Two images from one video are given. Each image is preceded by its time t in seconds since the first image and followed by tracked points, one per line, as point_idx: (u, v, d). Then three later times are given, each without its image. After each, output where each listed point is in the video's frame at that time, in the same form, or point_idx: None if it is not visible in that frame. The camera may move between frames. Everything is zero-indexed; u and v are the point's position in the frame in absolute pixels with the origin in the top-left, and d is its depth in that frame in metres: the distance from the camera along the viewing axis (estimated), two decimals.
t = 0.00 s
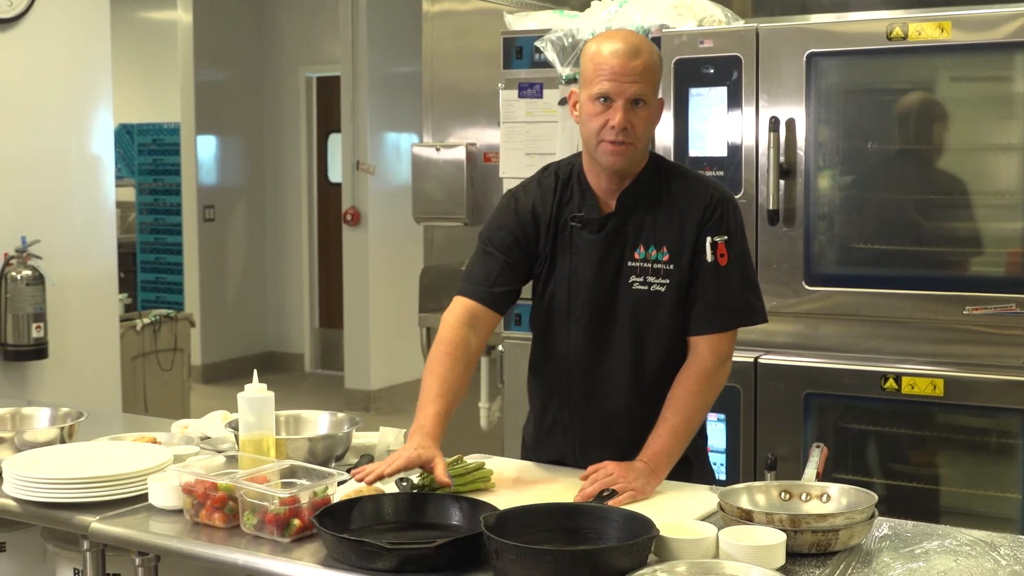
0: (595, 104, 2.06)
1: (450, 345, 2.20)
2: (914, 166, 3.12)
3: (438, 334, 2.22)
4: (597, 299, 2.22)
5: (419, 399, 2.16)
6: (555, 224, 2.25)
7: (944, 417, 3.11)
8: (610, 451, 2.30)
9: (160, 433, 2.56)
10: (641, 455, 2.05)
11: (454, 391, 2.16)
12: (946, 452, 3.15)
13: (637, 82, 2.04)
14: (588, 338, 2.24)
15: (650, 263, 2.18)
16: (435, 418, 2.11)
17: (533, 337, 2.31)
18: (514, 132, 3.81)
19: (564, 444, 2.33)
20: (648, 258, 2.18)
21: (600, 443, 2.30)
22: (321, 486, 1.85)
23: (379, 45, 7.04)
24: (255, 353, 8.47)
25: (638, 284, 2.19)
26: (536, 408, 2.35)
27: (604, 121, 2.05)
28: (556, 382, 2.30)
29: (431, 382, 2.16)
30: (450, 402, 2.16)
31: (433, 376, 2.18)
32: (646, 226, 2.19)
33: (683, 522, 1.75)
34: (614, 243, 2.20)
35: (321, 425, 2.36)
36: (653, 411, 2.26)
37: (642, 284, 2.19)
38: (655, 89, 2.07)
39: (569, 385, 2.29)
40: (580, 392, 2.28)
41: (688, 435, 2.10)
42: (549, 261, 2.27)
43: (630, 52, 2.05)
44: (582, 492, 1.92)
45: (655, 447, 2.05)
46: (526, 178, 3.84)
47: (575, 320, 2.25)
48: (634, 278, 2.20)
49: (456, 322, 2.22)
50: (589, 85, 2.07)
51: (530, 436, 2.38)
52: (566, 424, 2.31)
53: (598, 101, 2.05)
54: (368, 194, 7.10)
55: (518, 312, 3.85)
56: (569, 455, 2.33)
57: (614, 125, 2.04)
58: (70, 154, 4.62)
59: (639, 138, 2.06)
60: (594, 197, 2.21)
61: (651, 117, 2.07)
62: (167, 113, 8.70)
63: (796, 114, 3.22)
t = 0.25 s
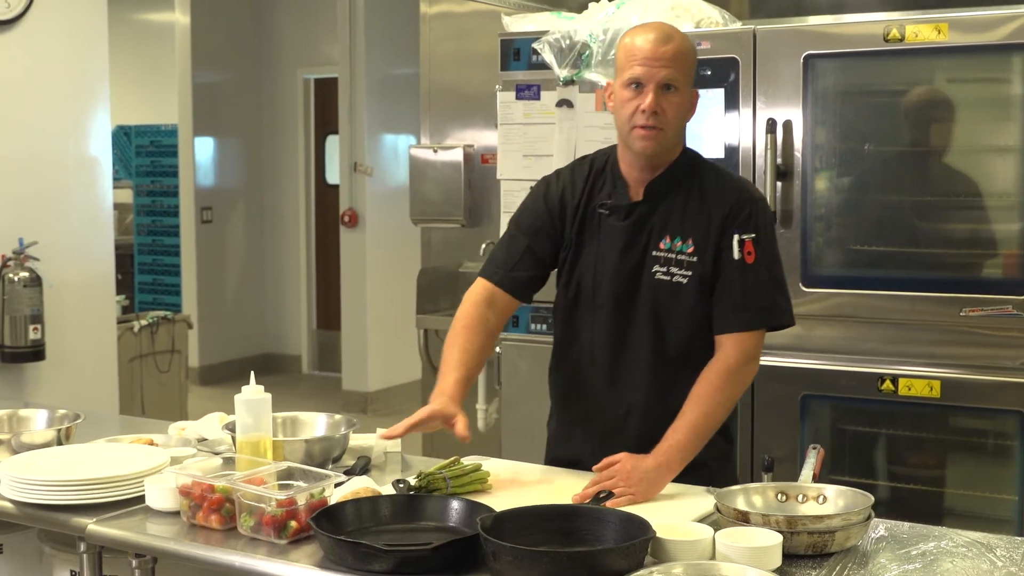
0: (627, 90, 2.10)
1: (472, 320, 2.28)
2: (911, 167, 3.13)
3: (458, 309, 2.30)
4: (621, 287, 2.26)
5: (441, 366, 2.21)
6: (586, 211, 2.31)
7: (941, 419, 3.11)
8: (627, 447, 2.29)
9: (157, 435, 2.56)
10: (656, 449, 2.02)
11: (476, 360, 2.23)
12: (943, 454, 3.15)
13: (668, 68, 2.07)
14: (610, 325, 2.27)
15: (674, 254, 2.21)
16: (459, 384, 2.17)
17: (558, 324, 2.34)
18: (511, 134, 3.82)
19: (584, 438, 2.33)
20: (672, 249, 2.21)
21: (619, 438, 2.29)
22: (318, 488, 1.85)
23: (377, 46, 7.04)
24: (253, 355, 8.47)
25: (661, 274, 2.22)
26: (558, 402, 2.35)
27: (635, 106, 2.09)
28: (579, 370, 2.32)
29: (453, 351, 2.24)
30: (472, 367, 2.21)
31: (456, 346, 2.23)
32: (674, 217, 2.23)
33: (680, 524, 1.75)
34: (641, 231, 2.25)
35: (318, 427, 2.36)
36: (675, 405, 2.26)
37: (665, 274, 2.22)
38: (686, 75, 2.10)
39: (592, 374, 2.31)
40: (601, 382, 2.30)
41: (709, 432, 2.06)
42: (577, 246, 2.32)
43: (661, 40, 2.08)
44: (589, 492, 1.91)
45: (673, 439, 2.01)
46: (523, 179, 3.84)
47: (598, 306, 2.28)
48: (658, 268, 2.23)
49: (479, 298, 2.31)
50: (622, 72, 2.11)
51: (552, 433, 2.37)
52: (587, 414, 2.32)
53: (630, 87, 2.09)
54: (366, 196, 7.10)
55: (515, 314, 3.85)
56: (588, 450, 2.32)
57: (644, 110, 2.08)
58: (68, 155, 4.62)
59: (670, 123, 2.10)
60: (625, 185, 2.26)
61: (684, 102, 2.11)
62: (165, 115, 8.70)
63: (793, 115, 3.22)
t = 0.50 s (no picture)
0: (641, 89, 2.11)
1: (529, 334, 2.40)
2: (903, 170, 3.14)
3: (511, 325, 2.42)
4: (644, 277, 2.26)
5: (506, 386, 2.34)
6: (611, 200, 2.31)
7: (933, 422, 3.12)
8: (643, 437, 2.29)
9: (149, 436, 2.55)
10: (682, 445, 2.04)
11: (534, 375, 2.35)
12: (935, 456, 3.16)
13: (675, 67, 2.05)
14: (632, 315, 2.26)
15: (699, 245, 2.21)
16: (522, 399, 2.29)
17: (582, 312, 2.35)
18: (504, 136, 3.83)
19: (608, 426, 2.34)
20: (698, 241, 2.21)
21: (641, 429, 2.29)
22: (309, 490, 1.85)
23: (370, 48, 7.05)
24: (246, 356, 8.46)
25: (685, 265, 2.22)
26: (582, 389, 2.36)
27: (647, 105, 2.10)
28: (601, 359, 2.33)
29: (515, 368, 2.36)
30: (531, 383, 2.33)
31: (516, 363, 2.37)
32: (701, 209, 2.22)
33: (671, 526, 1.75)
34: (665, 221, 2.25)
35: (310, 429, 2.36)
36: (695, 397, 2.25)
37: (689, 266, 2.21)
38: (699, 72, 2.07)
39: (613, 363, 2.31)
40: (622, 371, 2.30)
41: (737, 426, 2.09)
42: (601, 235, 2.32)
43: (670, 38, 2.07)
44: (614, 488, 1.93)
45: (702, 433, 2.04)
46: (515, 181, 3.84)
47: (621, 296, 2.29)
48: (681, 259, 2.22)
49: (528, 311, 2.41)
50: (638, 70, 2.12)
51: (575, 422, 2.38)
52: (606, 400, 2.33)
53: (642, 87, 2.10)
54: (359, 197, 7.10)
55: (508, 316, 3.85)
56: (610, 437, 2.34)
57: (654, 110, 2.08)
58: (60, 156, 4.61)
59: (682, 120, 2.10)
60: (651, 176, 2.27)
61: (698, 99, 2.08)
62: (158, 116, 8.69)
63: (786, 117, 3.22)
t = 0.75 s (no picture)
0: (635, 96, 2.16)
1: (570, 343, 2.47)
2: (897, 172, 3.15)
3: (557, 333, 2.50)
4: (645, 276, 2.29)
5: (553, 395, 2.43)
6: (618, 203, 2.37)
7: (926, 424, 3.13)
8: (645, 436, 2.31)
9: (142, 436, 2.55)
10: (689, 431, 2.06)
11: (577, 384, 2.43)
12: (928, 457, 3.16)
13: (662, 73, 2.10)
14: (633, 314, 2.30)
15: (697, 245, 2.23)
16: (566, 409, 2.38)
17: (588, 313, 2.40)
18: (498, 137, 3.84)
19: (614, 426, 2.37)
20: (696, 240, 2.24)
21: (645, 428, 2.31)
22: (302, 490, 1.85)
23: (365, 49, 7.04)
24: (239, 356, 8.46)
25: (683, 265, 2.24)
26: (589, 390, 2.40)
27: (639, 111, 2.15)
28: (605, 358, 2.37)
29: (560, 380, 2.44)
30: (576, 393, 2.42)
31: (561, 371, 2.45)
32: (701, 209, 2.25)
33: (664, 527, 1.75)
34: (666, 221, 2.28)
35: (303, 429, 2.35)
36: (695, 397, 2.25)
37: (687, 265, 2.24)
38: (689, 77, 2.11)
39: (617, 362, 2.34)
40: (625, 370, 2.33)
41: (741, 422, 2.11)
42: (606, 237, 2.38)
43: (660, 45, 2.12)
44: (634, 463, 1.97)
45: (708, 421, 2.06)
46: (510, 182, 3.85)
47: (623, 295, 2.33)
48: (680, 258, 2.25)
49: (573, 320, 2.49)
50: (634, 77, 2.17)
51: (585, 423, 2.42)
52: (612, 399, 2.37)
53: (636, 93, 2.16)
54: (353, 198, 7.10)
55: (502, 317, 3.85)
56: (615, 436, 2.37)
57: (645, 115, 2.13)
58: (53, 156, 4.61)
59: (674, 126, 2.14)
60: (656, 178, 2.32)
61: (689, 104, 2.12)
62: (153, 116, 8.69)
63: (779, 120, 3.22)
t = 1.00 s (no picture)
0: (640, 97, 2.16)
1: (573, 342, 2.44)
2: (891, 170, 3.15)
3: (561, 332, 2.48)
4: (643, 274, 2.31)
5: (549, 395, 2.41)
6: (618, 201, 2.38)
7: (921, 422, 3.13)
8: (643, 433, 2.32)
9: (137, 434, 2.54)
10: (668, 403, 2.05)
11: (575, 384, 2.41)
12: (923, 455, 3.17)
13: (670, 77, 2.10)
14: (631, 310, 2.31)
15: (693, 241, 2.24)
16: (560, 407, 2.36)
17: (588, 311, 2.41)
18: (493, 134, 3.84)
19: (613, 423, 2.37)
20: (692, 236, 2.25)
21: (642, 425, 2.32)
22: (297, 487, 1.85)
23: (360, 47, 7.04)
24: (234, 354, 8.45)
25: (679, 261, 2.25)
26: (586, 388, 2.40)
27: (645, 113, 2.16)
28: (604, 356, 2.37)
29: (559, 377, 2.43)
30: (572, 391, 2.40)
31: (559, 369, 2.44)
32: (697, 205, 2.26)
33: (658, 524, 1.76)
34: (664, 218, 2.30)
35: (298, 426, 2.35)
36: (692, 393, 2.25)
37: (683, 261, 2.25)
38: (695, 80, 2.11)
39: (615, 359, 2.35)
40: (624, 367, 2.34)
41: (724, 399, 2.10)
42: (606, 235, 2.39)
43: (667, 48, 2.12)
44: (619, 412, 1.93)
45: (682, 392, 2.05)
46: (505, 179, 3.85)
47: (621, 292, 2.34)
48: (677, 254, 2.26)
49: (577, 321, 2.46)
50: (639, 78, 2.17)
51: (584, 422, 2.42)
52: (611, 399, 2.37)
53: (642, 95, 2.16)
54: (348, 196, 7.09)
55: (497, 314, 3.84)
56: (614, 434, 2.37)
57: (651, 117, 2.14)
58: (48, 153, 4.59)
59: (681, 128, 2.15)
60: (656, 176, 2.33)
61: (694, 107, 2.13)
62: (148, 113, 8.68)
63: (773, 117, 3.23)
